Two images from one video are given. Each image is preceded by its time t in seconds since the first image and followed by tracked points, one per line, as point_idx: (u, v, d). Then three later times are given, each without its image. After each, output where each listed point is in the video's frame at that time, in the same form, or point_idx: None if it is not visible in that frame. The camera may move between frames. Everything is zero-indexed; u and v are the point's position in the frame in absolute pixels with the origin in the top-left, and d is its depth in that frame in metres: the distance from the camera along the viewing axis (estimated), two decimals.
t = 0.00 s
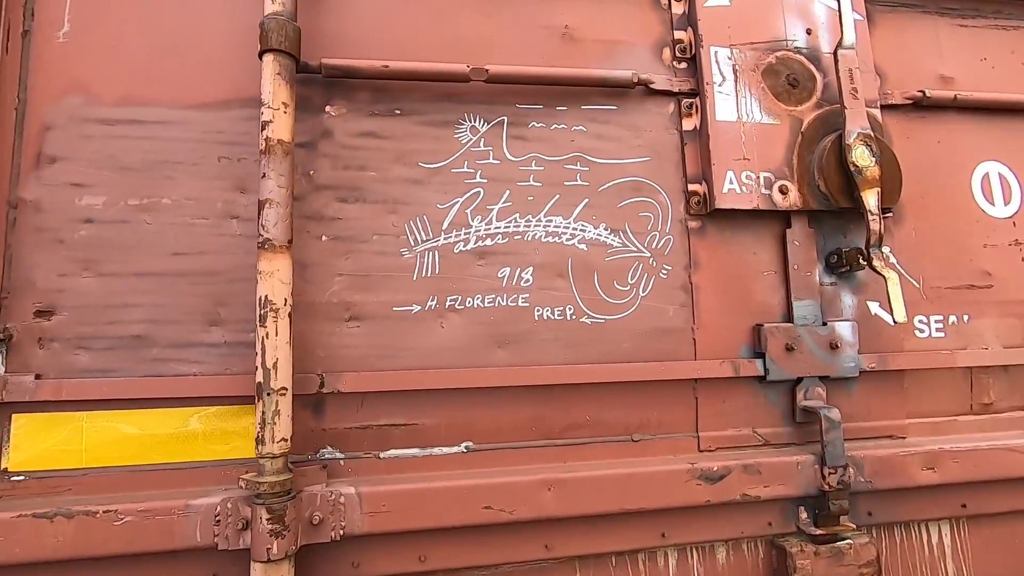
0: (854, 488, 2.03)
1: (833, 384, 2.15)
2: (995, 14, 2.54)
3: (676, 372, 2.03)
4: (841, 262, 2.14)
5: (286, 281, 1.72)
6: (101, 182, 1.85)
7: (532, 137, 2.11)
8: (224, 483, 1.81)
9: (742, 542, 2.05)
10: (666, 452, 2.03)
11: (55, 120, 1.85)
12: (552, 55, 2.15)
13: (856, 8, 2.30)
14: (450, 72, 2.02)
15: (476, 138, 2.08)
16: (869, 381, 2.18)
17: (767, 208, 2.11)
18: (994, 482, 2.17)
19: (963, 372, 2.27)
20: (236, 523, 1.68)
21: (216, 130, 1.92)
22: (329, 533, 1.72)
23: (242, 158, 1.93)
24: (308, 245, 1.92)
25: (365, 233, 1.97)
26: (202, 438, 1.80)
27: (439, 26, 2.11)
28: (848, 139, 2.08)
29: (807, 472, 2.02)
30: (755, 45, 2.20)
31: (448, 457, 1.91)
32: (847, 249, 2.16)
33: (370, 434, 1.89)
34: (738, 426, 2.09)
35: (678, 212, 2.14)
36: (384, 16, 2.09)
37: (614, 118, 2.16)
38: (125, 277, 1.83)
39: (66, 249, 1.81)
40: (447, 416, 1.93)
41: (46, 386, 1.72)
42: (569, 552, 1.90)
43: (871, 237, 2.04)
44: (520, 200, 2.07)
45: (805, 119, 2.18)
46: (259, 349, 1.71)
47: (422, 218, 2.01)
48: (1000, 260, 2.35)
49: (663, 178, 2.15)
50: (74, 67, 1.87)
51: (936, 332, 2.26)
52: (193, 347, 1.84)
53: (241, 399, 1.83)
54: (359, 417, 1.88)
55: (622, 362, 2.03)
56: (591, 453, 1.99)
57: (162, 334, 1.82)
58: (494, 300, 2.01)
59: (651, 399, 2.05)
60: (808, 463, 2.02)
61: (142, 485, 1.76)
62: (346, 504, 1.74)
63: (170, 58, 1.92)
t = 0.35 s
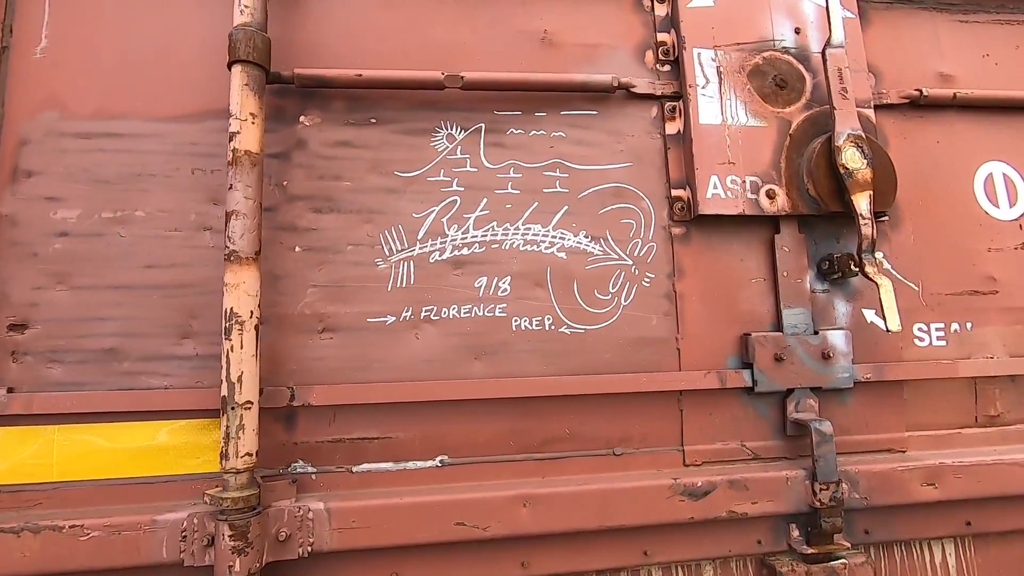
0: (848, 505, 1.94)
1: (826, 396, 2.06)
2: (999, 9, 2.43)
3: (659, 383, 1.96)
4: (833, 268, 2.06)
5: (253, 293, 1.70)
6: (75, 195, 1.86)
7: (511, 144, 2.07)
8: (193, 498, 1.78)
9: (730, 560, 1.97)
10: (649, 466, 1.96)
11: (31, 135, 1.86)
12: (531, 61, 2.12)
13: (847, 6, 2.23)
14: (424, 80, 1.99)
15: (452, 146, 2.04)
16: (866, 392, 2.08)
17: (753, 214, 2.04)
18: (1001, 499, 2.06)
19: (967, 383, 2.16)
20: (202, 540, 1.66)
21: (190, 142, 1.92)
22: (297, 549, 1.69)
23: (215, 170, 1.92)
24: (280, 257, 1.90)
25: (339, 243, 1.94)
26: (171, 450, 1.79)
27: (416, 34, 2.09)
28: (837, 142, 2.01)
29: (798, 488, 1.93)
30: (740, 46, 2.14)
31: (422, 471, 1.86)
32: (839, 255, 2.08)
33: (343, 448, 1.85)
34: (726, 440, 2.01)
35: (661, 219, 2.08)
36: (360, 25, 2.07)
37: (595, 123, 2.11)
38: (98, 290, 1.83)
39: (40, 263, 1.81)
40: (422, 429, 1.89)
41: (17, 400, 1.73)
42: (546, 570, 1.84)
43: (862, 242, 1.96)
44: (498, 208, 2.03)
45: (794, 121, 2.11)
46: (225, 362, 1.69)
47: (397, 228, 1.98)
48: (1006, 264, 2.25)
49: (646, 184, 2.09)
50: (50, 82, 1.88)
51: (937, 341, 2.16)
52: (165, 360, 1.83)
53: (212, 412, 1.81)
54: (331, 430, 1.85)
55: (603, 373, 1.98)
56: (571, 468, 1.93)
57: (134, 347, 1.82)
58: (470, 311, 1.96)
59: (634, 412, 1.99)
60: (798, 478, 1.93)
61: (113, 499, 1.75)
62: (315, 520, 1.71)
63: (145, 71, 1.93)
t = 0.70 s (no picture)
0: (844, 511, 1.88)
1: (822, 399, 2.01)
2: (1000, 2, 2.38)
3: (649, 387, 1.92)
4: (828, 269, 2.01)
5: (236, 299, 1.71)
6: (66, 204, 1.89)
7: (497, 148, 2.06)
8: (180, 502, 1.79)
9: (723, 568, 1.93)
10: (639, 472, 1.93)
11: (24, 145, 1.90)
12: (517, 64, 2.12)
13: (840, 3, 2.19)
14: (409, 85, 1.99)
15: (438, 150, 2.04)
16: (864, 396, 2.03)
17: (744, 214, 2.01)
18: (1007, 506, 1.99)
19: (970, 386, 2.10)
20: (185, 545, 1.66)
21: (179, 150, 1.94)
22: (280, 555, 1.69)
23: (203, 177, 1.94)
24: (267, 262, 1.91)
25: (325, 249, 1.94)
26: (159, 456, 1.80)
27: (402, 40, 2.11)
28: (829, 140, 1.96)
29: (792, 495, 1.87)
30: (729, 45, 2.12)
31: (408, 477, 1.85)
32: (834, 255, 2.03)
33: (328, 453, 1.84)
34: (719, 445, 1.96)
35: (650, 220, 2.05)
36: (347, 32, 2.09)
37: (582, 124, 2.10)
38: (88, 297, 1.85)
39: (32, 271, 1.84)
40: (407, 434, 1.88)
41: (8, 406, 1.75)
42: None
43: (856, 242, 1.91)
44: (485, 212, 2.02)
45: (785, 120, 2.08)
46: (208, 367, 1.70)
47: (383, 232, 1.98)
48: (1010, 264, 2.18)
49: (635, 186, 2.07)
50: (43, 93, 1.92)
51: (938, 343, 2.10)
52: (153, 365, 1.84)
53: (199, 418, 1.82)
54: (316, 435, 1.84)
55: (591, 377, 1.95)
56: (559, 473, 1.91)
57: (122, 353, 1.84)
58: (456, 315, 1.95)
59: (624, 416, 1.95)
60: (793, 484, 1.88)
61: (101, 504, 1.76)
62: (298, 526, 1.70)
63: (135, 82, 1.96)
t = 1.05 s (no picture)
0: (849, 514, 1.84)
1: (826, 400, 1.99)
2: None
3: (648, 388, 1.91)
4: (830, 268, 1.98)
5: (235, 303, 1.72)
6: (72, 212, 1.92)
7: (495, 151, 2.07)
8: (183, 505, 1.81)
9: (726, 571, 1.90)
10: (639, 474, 1.91)
11: (31, 155, 1.94)
12: (515, 68, 2.13)
13: None
14: (407, 89, 2.01)
15: (437, 153, 2.05)
16: (869, 397, 2.00)
17: (744, 214, 1.99)
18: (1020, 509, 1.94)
19: (979, 386, 2.06)
20: (188, 547, 1.68)
21: (181, 157, 1.97)
22: (280, 557, 1.69)
23: (204, 183, 1.97)
24: (267, 267, 1.93)
25: (325, 253, 1.96)
26: (163, 459, 1.83)
27: (401, 46, 2.13)
28: (830, 138, 1.94)
29: (795, 497, 1.84)
30: (728, 44, 2.11)
31: (407, 479, 1.85)
32: (836, 254, 2.01)
33: (328, 456, 1.85)
34: (720, 447, 1.95)
35: (649, 221, 2.04)
36: (346, 40, 2.12)
37: (580, 126, 2.10)
38: (93, 303, 1.89)
39: (39, 277, 1.88)
40: (406, 437, 1.88)
41: (17, 410, 1.79)
42: None
43: (858, 241, 1.88)
44: (483, 214, 2.02)
45: (785, 118, 2.06)
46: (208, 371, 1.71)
47: (382, 236, 1.99)
48: (1020, 261, 2.14)
49: (633, 187, 2.06)
50: (50, 104, 1.97)
51: (945, 342, 2.06)
52: (156, 370, 1.87)
53: (201, 421, 1.85)
54: (316, 438, 1.85)
55: (591, 379, 1.94)
56: (558, 475, 1.90)
57: (126, 357, 1.87)
58: (455, 317, 1.95)
59: (624, 418, 1.94)
60: (796, 486, 1.84)
61: (106, 506, 1.79)
62: (298, 528, 1.70)
63: (139, 91, 2.00)
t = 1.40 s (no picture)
0: (860, 518, 1.81)
1: (836, 402, 1.96)
2: None
3: (654, 390, 1.90)
4: (839, 268, 1.96)
5: (241, 308, 1.73)
6: (82, 219, 1.95)
7: (499, 153, 2.07)
8: (191, 508, 1.83)
9: None
10: (647, 477, 1.90)
11: (42, 163, 1.97)
12: (519, 70, 2.13)
13: None
14: (411, 93, 2.02)
15: (441, 157, 2.06)
16: (880, 399, 1.97)
17: (750, 214, 1.97)
18: None
19: (994, 387, 2.02)
20: (196, 550, 1.69)
21: (188, 163, 2.00)
22: (287, 560, 1.69)
23: (211, 189, 1.99)
24: (274, 271, 1.95)
25: (331, 257, 1.97)
26: (171, 463, 1.84)
27: (405, 50, 2.14)
28: (837, 136, 1.92)
29: (804, 500, 1.81)
30: (733, 43, 2.10)
31: (413, 483, 1.85)
32: (845, 254, 1.98)
33: (333, 459, 1.85)
34: (728, 450, 1.93)
35: (654, 223, 2.03)
36: (351, 46, 2.14)
37: (585, 127, 2.09)
38: (103, 308, 1.91)
39: (50, 283, 1.91)
40: (411, 440, 1.88)
41: (29, 414, 1.81)
42: None
43: (867, 240, 1.85)
44: (487, 217, 2.02)
45: (791, 118, 2.04)
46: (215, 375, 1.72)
47: (387, 240, 2.00)
48: None
49: (638, 188, 2.05)
50: (62, 113, 2.00)
51: (958, 343, 2.03)
52: (165, 374, 1.89)
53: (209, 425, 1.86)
54: (322, 441, 1.86)
55: (596, 381, 1.93)
56: (564, 478, 1.89)
57: (136, 362, 1.89)
58: (460, 320, 1.95)
59: (631, 421, 1.93)
60: (805, 489, 1.81)
61: (116, 510, 1.81)
62: (305, 531, 1.70)
63: (148, 99, 2.03)
